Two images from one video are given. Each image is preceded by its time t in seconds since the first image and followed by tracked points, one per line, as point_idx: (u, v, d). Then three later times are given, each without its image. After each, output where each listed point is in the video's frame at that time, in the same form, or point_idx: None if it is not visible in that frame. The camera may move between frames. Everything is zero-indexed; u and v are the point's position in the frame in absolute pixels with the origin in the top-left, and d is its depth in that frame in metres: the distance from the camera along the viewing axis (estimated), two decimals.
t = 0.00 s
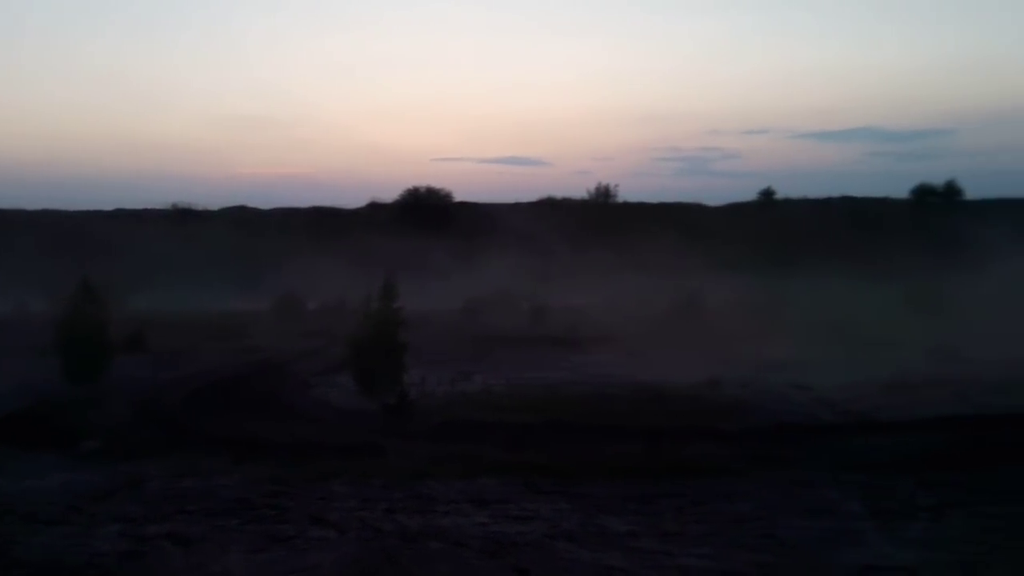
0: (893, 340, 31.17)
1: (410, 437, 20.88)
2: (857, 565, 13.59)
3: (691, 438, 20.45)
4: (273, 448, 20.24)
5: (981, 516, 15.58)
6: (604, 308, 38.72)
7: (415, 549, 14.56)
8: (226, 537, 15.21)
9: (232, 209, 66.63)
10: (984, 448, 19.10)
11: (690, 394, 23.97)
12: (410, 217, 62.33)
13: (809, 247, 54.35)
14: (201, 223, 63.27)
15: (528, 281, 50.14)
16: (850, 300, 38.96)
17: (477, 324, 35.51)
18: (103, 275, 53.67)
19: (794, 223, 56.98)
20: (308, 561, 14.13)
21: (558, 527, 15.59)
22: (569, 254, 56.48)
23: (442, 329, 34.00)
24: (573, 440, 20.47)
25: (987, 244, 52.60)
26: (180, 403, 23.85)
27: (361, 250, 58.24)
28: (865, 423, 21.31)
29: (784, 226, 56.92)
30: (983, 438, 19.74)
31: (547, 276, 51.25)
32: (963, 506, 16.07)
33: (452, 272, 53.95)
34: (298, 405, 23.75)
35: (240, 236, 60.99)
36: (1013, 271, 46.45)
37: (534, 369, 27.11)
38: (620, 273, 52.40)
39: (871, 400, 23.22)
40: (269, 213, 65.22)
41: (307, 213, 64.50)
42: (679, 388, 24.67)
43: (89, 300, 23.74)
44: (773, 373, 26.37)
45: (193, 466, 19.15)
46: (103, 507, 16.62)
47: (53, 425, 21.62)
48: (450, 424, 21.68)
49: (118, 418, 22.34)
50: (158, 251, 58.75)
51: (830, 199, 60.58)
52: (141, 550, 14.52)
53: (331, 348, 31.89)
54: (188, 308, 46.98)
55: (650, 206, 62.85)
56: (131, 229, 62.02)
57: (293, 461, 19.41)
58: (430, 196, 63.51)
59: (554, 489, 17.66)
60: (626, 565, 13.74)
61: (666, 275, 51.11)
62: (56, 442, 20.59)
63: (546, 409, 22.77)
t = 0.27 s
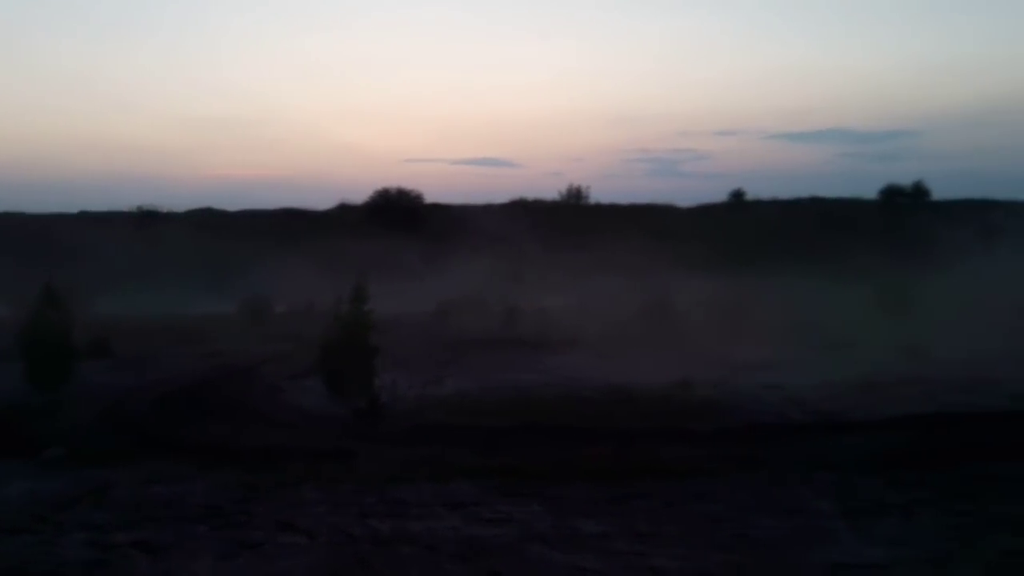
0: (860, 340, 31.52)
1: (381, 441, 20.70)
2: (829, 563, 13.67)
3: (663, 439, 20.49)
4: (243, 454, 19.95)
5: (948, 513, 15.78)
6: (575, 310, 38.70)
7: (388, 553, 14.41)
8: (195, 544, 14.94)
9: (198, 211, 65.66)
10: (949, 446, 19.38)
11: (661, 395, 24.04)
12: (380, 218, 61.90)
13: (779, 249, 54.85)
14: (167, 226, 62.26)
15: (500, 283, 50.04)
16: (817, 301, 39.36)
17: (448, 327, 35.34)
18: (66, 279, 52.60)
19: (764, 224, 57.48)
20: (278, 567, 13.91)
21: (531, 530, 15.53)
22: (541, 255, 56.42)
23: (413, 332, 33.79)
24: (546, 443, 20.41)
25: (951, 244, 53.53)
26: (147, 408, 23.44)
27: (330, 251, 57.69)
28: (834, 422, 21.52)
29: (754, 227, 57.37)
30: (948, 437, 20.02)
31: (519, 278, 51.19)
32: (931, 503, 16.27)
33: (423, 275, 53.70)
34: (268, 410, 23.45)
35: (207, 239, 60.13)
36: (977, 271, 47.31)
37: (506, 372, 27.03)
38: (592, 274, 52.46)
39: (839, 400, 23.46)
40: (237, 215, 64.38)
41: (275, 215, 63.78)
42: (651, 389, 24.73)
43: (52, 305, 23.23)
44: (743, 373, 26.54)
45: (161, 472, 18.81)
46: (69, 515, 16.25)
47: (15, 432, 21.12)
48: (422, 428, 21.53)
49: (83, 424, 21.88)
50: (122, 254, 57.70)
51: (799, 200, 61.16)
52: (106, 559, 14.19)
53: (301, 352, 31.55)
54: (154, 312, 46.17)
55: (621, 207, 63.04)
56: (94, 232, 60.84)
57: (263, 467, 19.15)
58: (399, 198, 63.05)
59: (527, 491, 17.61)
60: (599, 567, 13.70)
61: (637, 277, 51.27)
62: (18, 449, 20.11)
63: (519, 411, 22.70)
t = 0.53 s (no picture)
0: (826, 339, 31.86)
1: (349, 442, 20.46)
2: (796, 562, 13.72)
3: (632, 439, 20.49)
4: (207, 456, 19.61)
5: (913, 511, 15.93)
6: (544, 309, 38.65)
7: (355, 556, 14.20)
8: (156, 549, 14.61)
9: (162, 209, 64.61)
10: (914, 445, 19.59)
11: (631, 395, 24.06)
12: (349, 217, 61.40)
13: (747, 249, 55.33)
14: (130, 224, 61.17)
15: (470, 282, 49.89)
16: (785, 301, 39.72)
17: (416, 326, 35.11)
18: (25, 279, 51.42)
19: (733, 224, 57.93)
20: (241, 571, 13.63)
21: (500, 531, 15.40)
22: (512, 254, 56.35)
23: (381, 332, 33.51)
24: (515, 443, 20.31)
25: (916, 245, 54.36)
26: (108, 410, 22.93)
27: (298, 250, 57.08)
28: (801, 421, 21.67)
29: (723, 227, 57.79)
30: (914, 435, 20.24)
31: (489, 278, 51.05)
32: (897, 501, 16.41)
33: (394, 274, 53.34)
34: (234, 411, 23.08)
35: (172, 238, 59.18)
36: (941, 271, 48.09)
37: (476, 372, 26.89)
38: (562, 274, 52.49)
39: (807, 399, 23.64)
40: (202, 214, 63.46)
41: (242, 214, 62.97)
42: (621, 388, 24.75)
43: (10, 305, 22.67)
44: (712, 373, 26.66)
45: (123, 475, 18.40)
46: (25, 520, 15.82)
47: None
48: (391, 429, 21.33)
49: (42, 427, 21.35)
50: (84, 253, 56.57)
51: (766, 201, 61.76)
52: (63, 565, 13.82)
53: (267, 352, 31.12)
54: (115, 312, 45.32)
55: (591, 207, 63.16)
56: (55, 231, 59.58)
57: (228, 469, 18.82)
58: (369, 196, 62.52)
59: (497, 491, 17.49)
60: (568, 567, 13.61)
61: (606, 277, 51.39)
62: None
63: (488, 412, 22.57)
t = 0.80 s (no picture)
0: (789, 338, 32.30)
1: (315, 443, 20.31)
2: (759, 557, 13.89)
3: (599, 437, 20.61)
4: (170, 457, 19.33)
5: (873, 507, 16.20)
6: (512, 309, 38.66)
7: (320, 557, 14.09)
8: (117, 552, 14.36)
9: (125, 208, 63.56)
10: (875, 441, 19.95)
11: (598, 393, 24.19)
12: (316, 216, 60.91)
13: (714, 249, 55.88)
14: (91, 223, 60.09)
15: (439, 282, 49.77)
16: (750, 300, 40.15)
17: (384, 326, 34.96)
18: None
19: (700, 225, 58.44)
20: (204, 573, 13.45)
21: (467, 530, 15.38)
22: (481, 254, 56.34)
23: (348, 332, 33.30)
24: (482, 443, 20.30)
25: (877, 245, 55.35)
26: (67, 411, 22.51)
27: (264, 249, 56.48)
28: (765, 418, 21.94)
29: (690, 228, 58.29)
30: (874, 432, 20.60)
31: (457, 277, 50.98)
32: (858, 497, 16.69)
33: (361, 273, 53.00)
34: (198, 412, 22.78)
35: (134, 237, 58.22)
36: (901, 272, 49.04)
37: (444, 371, 26.85)
38: (531, 273, 52.57)
39: (771, 396, 23.95)
40: (166, 212, 62.54)
41: (207, 213, 62.18)
42: (588, 387, 24.86)
43: None
44: (678, 371, 26.88)
45: (83, 478, 18.07)
46: None
47: None
48: (357, 429, 21.22)
49: None
50: (43, 252, 55.43)
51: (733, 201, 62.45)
52: (20, 569, 13.53)
53: (231, 352, 30.77)
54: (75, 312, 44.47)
55: (560, 207, 63.32)
56: (12, 229, 58.30)
57: (190, 471, 18.59)
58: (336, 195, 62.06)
59: (464, 491, 17.47)
60: (534, 565, 13.64)
61: (575, 276, 51.58)
62: None
63: (456, 411, 22.55)
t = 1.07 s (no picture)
0: (744, 336, 33.09)
1: (276, 442, 20.39)
2: (710, 549, 14.38)
3: (559, 434, 21.00)
4: (129, 458, 19.27)
5: (820, 499, 16.83)
6: (473, 309, 38.91)
7: (280, 556, 14.25)
8: (75, 554, 14.36)
9: (80, 206, 62.44)
10: (824, 436, 20.64)
11: (558, 391, 24.60)
12: (277, 215, 60.43)
13: (673, 250, 56.77)
14: (46, 221, 58.94)
15: (401, 282, 49.84)
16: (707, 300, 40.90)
17: (346, 325, 35.01)
18: None
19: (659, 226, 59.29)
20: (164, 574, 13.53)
21: (427, 528, 15.64)
22: (443, 253, 56.51)
23: (309, 332, 33.28)
24: (443, 441, 20.57)
25: (829, 246, 56.73)
26: (23, 413, 22.25)
27: (224, 248, 55.93)
28: (719, 415, 22.55)
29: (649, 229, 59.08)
30: (823, 428, 21.31)
31: (420, 277, 51.10)
32: (807, 489, 17.30)
33: (322, 273, 52.78)
34: (157, 412, 22.69)
35: (90, 235, 57.23)
36: (851, 275, 50.40)
37: (406, 370, 27.05)
38: (493, 273, 52.89)
39: (725, 393, 24.59)
40: (124, 211, 61.57)
41: (165, 211, 61.35)
42: (548, 385, 25.27)
43: None
44: (636, 369, 27.41)
45: (40, 479, 17.95)
46: None
47: None
48: (319, 428, 21.33)
49: None
50: None
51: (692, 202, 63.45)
52: None
53: (192, 352, 30.59)
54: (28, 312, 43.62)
55: (523, 207, 63.66)
56: None
57: (150, 471, 18.56)
58: (296, 194, 61.59)
59: (425, 489, 17.73)
60: (493, 560, 13.95)
61: (537, 276, 52.03)
62: None
63: (417, 410, 22.78)
